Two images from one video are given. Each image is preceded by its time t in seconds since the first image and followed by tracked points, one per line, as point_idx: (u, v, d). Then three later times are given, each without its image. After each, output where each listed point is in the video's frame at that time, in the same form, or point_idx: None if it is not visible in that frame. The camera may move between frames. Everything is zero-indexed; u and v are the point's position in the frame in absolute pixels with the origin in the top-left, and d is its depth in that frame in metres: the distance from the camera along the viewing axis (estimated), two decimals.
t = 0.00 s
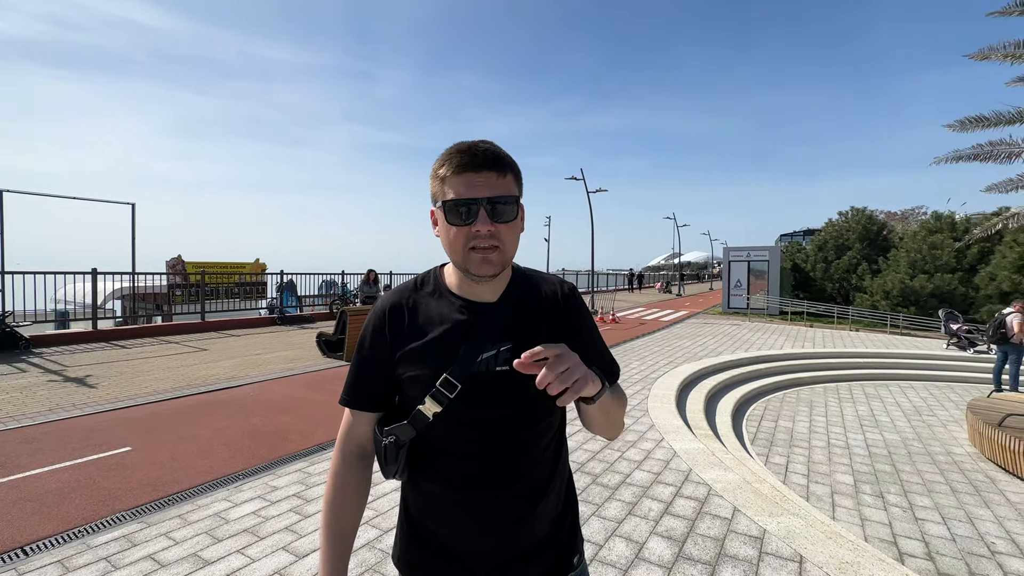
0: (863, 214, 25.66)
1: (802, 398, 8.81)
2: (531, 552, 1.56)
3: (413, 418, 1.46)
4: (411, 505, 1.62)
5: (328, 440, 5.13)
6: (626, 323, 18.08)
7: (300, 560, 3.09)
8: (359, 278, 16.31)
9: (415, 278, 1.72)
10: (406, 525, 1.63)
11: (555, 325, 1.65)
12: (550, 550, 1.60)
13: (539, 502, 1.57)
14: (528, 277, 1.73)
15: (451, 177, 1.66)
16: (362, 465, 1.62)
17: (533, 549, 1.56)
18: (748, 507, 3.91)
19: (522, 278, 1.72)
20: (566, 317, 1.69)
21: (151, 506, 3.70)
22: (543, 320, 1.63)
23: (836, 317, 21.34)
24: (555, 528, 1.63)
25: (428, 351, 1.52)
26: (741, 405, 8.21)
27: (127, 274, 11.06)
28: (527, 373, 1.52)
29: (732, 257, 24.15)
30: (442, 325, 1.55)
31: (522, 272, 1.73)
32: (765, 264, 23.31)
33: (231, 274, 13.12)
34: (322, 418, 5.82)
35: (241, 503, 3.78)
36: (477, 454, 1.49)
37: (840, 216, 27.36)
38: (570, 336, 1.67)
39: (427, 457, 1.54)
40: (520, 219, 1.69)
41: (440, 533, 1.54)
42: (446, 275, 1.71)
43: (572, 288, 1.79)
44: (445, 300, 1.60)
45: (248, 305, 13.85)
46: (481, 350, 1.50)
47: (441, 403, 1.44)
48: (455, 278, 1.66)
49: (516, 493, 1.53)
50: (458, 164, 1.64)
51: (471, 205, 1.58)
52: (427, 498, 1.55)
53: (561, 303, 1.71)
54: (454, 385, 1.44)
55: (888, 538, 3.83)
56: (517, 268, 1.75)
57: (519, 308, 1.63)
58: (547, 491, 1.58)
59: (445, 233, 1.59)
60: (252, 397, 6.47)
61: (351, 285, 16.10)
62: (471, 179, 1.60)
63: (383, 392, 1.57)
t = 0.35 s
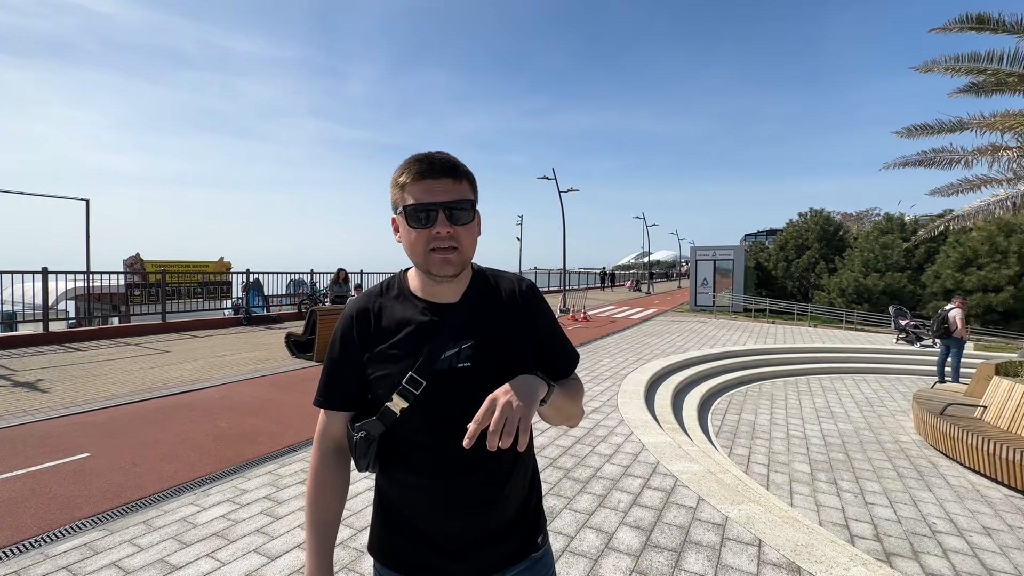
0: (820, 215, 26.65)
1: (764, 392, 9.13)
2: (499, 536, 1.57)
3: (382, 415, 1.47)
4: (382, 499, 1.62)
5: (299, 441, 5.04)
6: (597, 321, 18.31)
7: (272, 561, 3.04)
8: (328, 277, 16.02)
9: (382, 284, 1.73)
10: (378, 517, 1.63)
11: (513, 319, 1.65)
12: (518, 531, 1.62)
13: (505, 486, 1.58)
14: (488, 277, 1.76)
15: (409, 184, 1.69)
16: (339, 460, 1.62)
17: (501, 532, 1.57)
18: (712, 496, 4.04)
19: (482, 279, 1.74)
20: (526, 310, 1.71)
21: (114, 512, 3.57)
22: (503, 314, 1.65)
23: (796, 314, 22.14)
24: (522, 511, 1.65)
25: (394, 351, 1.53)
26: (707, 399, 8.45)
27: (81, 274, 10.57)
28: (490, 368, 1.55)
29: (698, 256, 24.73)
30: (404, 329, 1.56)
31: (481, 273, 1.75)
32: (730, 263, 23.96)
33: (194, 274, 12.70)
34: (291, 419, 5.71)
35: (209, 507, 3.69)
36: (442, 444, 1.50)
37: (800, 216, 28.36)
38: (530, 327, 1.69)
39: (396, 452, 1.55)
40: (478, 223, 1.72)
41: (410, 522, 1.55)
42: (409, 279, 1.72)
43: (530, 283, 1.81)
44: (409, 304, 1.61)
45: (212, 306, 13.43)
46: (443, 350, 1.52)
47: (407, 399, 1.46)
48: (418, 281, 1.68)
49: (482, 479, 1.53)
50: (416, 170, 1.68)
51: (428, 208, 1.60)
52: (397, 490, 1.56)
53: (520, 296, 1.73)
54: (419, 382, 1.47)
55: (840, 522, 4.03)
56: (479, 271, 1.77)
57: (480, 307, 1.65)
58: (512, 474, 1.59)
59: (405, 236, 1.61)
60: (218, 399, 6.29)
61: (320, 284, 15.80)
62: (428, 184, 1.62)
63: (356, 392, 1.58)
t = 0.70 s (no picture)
0: (786, 215, 27.49)
1: (732, 386, 9.40)
2: (483, 519, 1.59)
3: (371, 397, 1.49)
4: (368, 484, 1.63)
5: (273, 440, 4.97)
6: (572, 319, 18.48)
7: (247, 560, 3.00)
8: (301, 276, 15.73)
9: (373, 275, 1.75)
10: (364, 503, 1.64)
11: (500, 309, 1.70)
12: (502, 516, 1.64)
13: (489, 470, 1.60)
14: (476, 271, 1.80)
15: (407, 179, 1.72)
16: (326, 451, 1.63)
17: (485, 516, 1.59)
18: (682, 485, 4.15)
19: (469, 274, 1.78)
20: (510, 304, 1.76)
21: (80, 516, 3.46)
22: (488, 304, 1.69)
23: (763, 311, 22.81)
24: (505, 495, 1.67)
25: (384, 337, 1.55)
26: (678, 394, 8.65)
27: (38, 272, 10.13)
28: (476, 356, 1.59)
29: (671, 254, 25.14)
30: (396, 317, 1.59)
31: (470, 268, 1.79)
32: (701, 261, 24.48)
33: (159, 272, 12.30)
34: (264, 419, 5.61)
35: (181, 509, 3.60)
36: (428, 428, 1.53)
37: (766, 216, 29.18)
38: (514, 318, 1.74)
39: (383, 436, 1.57)
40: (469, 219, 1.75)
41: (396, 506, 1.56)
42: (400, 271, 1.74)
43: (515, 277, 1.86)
44: (399, 294, 1.63)
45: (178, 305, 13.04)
46: (431, 336, 1.56)
47: (395, 383, 1.49)
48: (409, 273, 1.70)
49: (466, 461, 1.56)
50: (412, 166, 1.70)
51: (423, 203, 1.62)
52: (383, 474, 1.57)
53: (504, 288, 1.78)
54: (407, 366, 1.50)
55: (802, 507, 4.19)
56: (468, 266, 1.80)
57: (468, 298, 1.69)
58: (496, 458, 1.61)
59: (400, 229, 1.63)
60: (186, 400, 6.13)
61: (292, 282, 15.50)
62: (424, 179, 1.65)
63: (343, 377, 1.59)
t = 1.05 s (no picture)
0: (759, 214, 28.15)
1: (708, 381, 9.62)
2: (504, 518, 1.57)
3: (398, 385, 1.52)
4: (392, 476, 1.64)
5: (251, 441, 4.88)
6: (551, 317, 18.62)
7: (230, 562, 2.96)
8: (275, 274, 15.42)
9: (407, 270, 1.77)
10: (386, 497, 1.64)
11: (527, 306, 1.71)
12: (523, 516, 1.62)
13: (512, 467, 1.59)
14: (503, 271, 1.81)
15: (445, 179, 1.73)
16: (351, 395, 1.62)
17: (507, 514, 1.58)
18: (661, 477, 4.24)
19: (498, 273, 1.79)
20: (537, 304, 1.76)
21: (51, 522, 3.35)
22: (515, 302, 1.69)
23: (736, 308, 23.35)
24: (527, 496, 1.64)
25: (415, 327, 1.58)
26: (656, 389, 8.80)
27: None
28: (502, 352, 1.58)
29: (647, 252, 25.47)
30: (427, 308, 1.61)
31: (497, 269, 1.80)
32: (677, 259, 24.88)
33: (127, 270, 11.91)
34: (241, 420, 5.50)
35: (158, 512, 3.51)
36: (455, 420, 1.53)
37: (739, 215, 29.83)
38: (540, 318, 1.73)
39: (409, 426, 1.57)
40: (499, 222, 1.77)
41: (419, 499, 1.56)
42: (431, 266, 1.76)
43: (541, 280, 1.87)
44: (430, 288, 1.65)
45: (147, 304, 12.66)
46: (461, 328, 1.57)
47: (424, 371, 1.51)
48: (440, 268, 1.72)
49: (490, 456, 1.56)
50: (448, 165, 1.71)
51: (459, 203, 1.64)
52: (407, 467, 1.57)
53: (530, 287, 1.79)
54: (436, 355, 1.52)
55: (774, 496, 4.32)
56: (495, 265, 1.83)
57: (497, 294, 1.69)
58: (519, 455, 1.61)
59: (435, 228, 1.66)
60: (158, 401, 5.97)
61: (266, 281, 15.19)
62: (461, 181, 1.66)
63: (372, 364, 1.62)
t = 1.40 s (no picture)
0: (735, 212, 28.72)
1: (688, 376, 9.80)
2: (566, 509, 1.56)
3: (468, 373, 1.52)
4: (450, 467, 1.62)
5: (238, 442, 4.79)
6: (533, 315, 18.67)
7: (224, 564, 2.92)
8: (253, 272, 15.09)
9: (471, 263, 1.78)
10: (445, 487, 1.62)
11: (586, 301, 1.73)
12: (581, 508, 1.61)
13: (573, 457, 1.60)
14: (559, 267, 1.83)
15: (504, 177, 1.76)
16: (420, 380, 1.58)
17: (566, 507, 1.57)
18: (650, 470, 4.32)
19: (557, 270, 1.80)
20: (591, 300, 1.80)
21: (32, 528, 3.23)
22: (575, 296, 1.72)
23: (714, 305, 23.81)
24: (583, 490, 1.64)
25: (486, 317, 1.58)
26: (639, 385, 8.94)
27: None
28: (568, 344, 1.60)
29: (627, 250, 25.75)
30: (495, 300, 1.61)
31: (555, 267, 1.82)
32: (656, 257, 25.22)
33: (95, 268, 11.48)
34: (225, 421, 5.39)
35: (145, 515, 3.42)
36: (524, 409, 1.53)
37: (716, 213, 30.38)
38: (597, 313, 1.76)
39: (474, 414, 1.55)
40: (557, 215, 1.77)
41: (484, 489, 1.53)
42: (493, 262, 1.79)
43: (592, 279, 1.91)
44: (496, 282, 1.66)
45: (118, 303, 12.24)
46: (528, 321, 1.58)
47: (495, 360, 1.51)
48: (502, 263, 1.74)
49: (555, 445, 1.56)
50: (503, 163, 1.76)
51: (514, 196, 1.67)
52: (473, 455, 1.55)
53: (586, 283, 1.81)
54: (509, 345, 1.53)
55: (758, 486, 4.45)
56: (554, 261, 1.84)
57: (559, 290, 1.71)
58: (580, 446, 1.61)
59: (493, 222, 1.69)
60: (136, 403, 5.79)
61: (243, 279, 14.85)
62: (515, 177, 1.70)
63: (437, 353, 1.61)
